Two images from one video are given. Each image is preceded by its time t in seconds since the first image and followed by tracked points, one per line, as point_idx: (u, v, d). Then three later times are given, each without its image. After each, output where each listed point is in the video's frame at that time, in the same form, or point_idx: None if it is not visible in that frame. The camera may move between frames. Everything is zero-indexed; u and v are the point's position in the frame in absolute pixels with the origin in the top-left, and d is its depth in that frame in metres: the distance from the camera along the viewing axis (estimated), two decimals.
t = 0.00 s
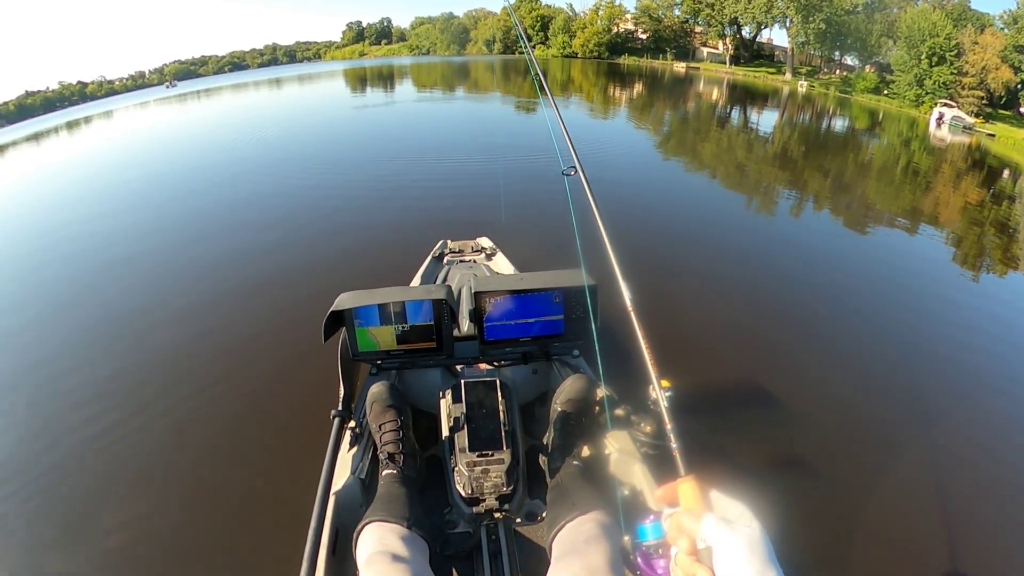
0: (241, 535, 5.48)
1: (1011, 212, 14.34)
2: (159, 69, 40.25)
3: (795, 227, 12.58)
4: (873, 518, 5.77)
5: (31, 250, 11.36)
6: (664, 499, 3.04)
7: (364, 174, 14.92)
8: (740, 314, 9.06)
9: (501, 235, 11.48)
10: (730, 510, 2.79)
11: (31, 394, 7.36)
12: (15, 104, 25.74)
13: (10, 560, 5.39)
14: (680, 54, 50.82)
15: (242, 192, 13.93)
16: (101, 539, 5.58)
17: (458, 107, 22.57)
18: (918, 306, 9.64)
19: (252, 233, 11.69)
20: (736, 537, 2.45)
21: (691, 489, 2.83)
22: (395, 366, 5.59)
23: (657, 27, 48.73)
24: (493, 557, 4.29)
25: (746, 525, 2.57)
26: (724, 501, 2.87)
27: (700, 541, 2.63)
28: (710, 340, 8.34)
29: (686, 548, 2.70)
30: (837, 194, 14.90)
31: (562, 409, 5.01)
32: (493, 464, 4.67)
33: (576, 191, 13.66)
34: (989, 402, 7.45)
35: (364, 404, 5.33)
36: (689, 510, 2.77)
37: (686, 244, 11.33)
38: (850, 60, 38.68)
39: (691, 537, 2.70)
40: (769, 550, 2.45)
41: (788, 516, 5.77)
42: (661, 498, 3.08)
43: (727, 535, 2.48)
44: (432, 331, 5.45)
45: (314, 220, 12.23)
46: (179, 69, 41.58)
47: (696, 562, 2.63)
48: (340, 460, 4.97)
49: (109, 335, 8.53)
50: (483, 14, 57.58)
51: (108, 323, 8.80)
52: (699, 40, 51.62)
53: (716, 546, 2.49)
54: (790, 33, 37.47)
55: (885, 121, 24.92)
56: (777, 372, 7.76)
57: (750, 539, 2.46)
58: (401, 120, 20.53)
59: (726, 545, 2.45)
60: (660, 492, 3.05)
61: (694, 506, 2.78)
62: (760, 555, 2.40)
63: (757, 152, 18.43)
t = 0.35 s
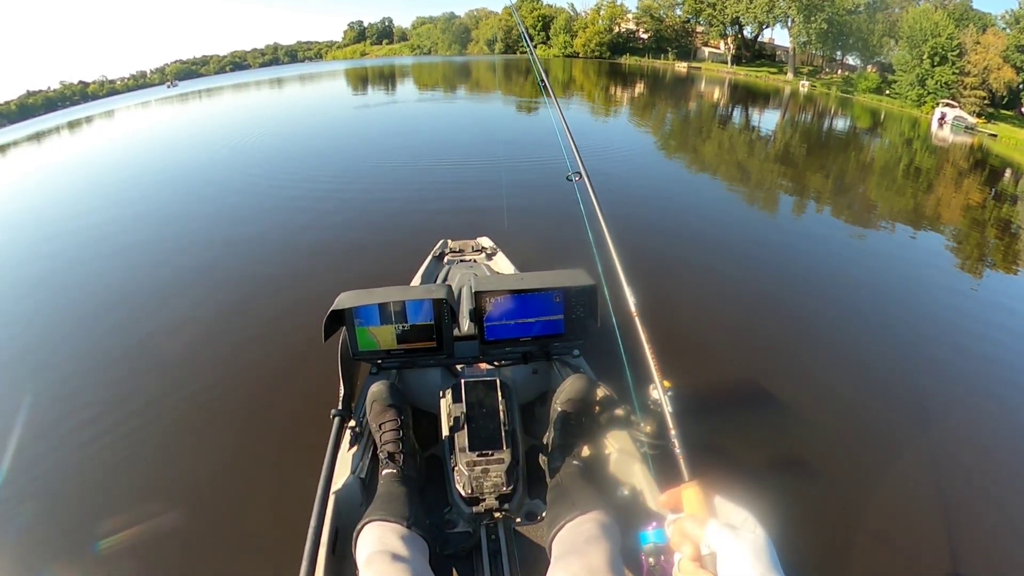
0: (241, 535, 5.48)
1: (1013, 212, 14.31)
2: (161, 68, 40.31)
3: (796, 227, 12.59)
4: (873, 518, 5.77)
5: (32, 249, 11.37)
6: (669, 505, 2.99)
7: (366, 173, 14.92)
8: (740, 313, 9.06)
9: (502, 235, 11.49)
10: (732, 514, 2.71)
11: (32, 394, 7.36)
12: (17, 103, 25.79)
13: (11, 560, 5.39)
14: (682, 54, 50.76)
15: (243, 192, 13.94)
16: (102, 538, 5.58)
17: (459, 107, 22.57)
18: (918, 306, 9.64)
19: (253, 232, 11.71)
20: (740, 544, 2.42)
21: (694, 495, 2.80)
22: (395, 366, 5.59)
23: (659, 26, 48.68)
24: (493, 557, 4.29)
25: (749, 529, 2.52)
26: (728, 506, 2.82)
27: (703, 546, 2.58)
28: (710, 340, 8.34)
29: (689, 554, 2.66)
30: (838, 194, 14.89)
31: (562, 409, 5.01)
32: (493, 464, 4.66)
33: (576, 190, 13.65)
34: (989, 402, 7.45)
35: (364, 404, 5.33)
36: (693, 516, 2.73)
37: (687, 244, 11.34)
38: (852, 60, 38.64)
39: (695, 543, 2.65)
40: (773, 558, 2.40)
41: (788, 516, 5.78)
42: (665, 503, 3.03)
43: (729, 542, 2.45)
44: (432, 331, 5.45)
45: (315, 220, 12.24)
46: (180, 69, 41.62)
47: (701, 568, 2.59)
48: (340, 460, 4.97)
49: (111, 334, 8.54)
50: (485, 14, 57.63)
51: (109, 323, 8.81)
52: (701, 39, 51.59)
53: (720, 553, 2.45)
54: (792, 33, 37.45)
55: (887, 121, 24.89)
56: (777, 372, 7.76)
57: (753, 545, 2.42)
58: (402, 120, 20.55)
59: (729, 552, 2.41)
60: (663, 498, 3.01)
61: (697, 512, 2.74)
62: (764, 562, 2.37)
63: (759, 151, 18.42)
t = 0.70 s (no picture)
0: (242, 534, 5.48)
1: (1014, 212, 14.29)
2: (162, 68, 40.36)
3: (797, 226, 12.57)
4: (873, 518, 5.76)
5: (33, 248, 11.39)
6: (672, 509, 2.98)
7: (366, 172, 14.92)
8: (740, 313, 9.05)
9: (502, 234, 11.48)
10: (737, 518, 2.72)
11: (33, 394, 7.37)
12: (17, 103, 25.83)
13: (12, 559, 5.40)
14: (683, 53, 50.73)
15: (243, 192, 13.95)
16: (102, 537, 5.59)
17: (460, 107, 22.56)
18: (919, 306, 9.62)
19: (254, 232, 11.71)
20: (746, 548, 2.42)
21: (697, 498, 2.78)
22: (394, 366, 5.59)
23: (660, 26, 48.59)
24: (492, 556, 4.29)
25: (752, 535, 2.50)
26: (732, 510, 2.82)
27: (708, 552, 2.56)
28: (710, 340, 8.33)
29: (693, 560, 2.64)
30: (840, 194, 14.86)
31: (562, 408, 5.00)
32: (493, 463, 4.66)
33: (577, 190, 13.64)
34: (990, 403, 7.43)
35: (364, 404, 5.32)
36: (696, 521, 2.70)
37: (688, 244, 11.32)
38: (854, 60, 38.55)
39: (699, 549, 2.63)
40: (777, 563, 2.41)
41: (788, 516, 5.78)
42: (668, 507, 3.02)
43: (735, 548, 2.42)
44: (432, 330, 5.45)
45: (315, 219, 12.24)
46: (181, 69, 41.66)
47: None
48: (340, 459, 4.97)
49: (111, 334, 8.54)
50: (486, 13, 57.63)
51: (109, 322, 8.81)
52: (702, 38, 51.53)
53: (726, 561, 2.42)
54: (794, 33, 37.39)
55: (888, 121, 24.86)
56: (777, 372, 7.75)
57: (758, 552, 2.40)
58: (403, 119, 20.54)
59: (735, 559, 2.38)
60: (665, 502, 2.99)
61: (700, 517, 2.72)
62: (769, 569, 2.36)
63: (760, 151, 18.39)
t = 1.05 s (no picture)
0: (241, 534, 5.47)
1: (1014, 212, 14.27)
2: (161, 68, 40.38)
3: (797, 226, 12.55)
4: (874, 518, 5.76)
5: (32, 248, 11.38)
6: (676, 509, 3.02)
7: (365, 172, 14.90)
8: (741, 313, 9.02)
9: (502, 233, 11.47)
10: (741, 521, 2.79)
11: (32, 393, 7.36)
12: (16, 103, 25.83)
13: (12, 559, 5.40)
14: (683, 53, 50.69)
15: (243, 191, 13.94)
16: (101, 537, 5.58)
17: (460, 106, 22.54)
18: (919, 306, 9.60)
19: (253, 231, 11.70)
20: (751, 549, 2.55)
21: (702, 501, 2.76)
22: (394, 365, 5.58)
23: (660, 25, 48.54)
24: (492, 554, 4.29)
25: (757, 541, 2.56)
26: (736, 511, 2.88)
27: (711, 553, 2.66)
28: (710, 340, 8.31)
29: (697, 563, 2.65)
30: (840, 194, 14.83)
31: (562, 408, 4.99)
32: (493, 462, 4.65)
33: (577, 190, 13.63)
34: (990, 403, 7.41)
35: (363, 403, 5.31)
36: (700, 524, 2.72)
37: (688, 244, 11.29)
38: (854, 59, 38.51)
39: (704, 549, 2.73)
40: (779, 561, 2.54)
41: (789, 515, 5.78)
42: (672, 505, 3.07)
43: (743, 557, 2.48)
44: (432, 329, 5.43)
45: (315, 219, 12.22)
46: (181, 68, 41.64)
47: None
48: (339, 458, 4.97)
49: (111, 333, 8.54)
50: (486, 13, 57.61)
51: (108, 322, 8.80)
52: (701, 38, 51.56)
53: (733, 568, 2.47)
54: (794, 32, 37.38)
55: (888, 121, 24.84)
56: (777, 372, 7.73)
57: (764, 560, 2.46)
58: (402, 119, 20.51)
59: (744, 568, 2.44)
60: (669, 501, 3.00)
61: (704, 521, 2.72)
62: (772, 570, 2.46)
63: (760, 151, 18.36)
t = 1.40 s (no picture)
0: (242, 533, 5.47)
1: (1015, 211, 14.25)
2: (161, 67, 40.39)
3: (797, 225, 12.56)
4: (875, 517, 5.75)
5: (32, 247, 11.39)
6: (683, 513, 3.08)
7: (365, 171, 14.89)
8: (741, 313, 9.01)
9: (502, 232, 11.47)
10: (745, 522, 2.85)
11: (33, 392, 7.37)
12: (16, 103, 25.83)
13: (13, 559, 5.40)
14: (683, 51, 50.64)
15: (243, 190, 13.94)
16: (102, 537, 5.58)
17: (460, 105, 22.53)
18: (920, 306, 9.60)
19: (253, 230, 11.69)
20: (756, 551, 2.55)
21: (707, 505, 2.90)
22: (395, 364, 5.58)
23: (660, 24, 48.48)
24: (494, 553, 4.30)
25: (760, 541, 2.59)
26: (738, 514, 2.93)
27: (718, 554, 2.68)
28: (710, 339, 8.30)
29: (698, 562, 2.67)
30: (841, 193, 14.80)
31: (562, 407, 4.99)
32: (493, 461, 4.64)
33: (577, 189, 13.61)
34: (991, 402, 7.41)
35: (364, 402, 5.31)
36: (705, 524, 2.81)
37: (688, 243, 11.28)
38: (854, 58, 38.48)
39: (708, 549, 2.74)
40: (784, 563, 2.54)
41: (789, 514, 5.78)
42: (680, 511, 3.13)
43: (746, 554, 2.51)
44: (433, 328, 5.42)
45: (315, 218, 12.22)
46: (180, 67, 41.65)
47: None
48: (340, 457, 4.97)
49: (112, 333, 8.54)
50: (485, 12, 57.55)
51: (108, 321, 8.80)
52: (701, 37, 51.56)
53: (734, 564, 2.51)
54: (794, 31, 37.39)
55: (888, 120, 24.82)
56: (778, 372, 7.71)
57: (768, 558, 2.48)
58: (402, 118, 20.49)
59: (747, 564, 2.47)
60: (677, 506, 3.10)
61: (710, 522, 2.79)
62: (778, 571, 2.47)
63: (760, 150, 18.31)
